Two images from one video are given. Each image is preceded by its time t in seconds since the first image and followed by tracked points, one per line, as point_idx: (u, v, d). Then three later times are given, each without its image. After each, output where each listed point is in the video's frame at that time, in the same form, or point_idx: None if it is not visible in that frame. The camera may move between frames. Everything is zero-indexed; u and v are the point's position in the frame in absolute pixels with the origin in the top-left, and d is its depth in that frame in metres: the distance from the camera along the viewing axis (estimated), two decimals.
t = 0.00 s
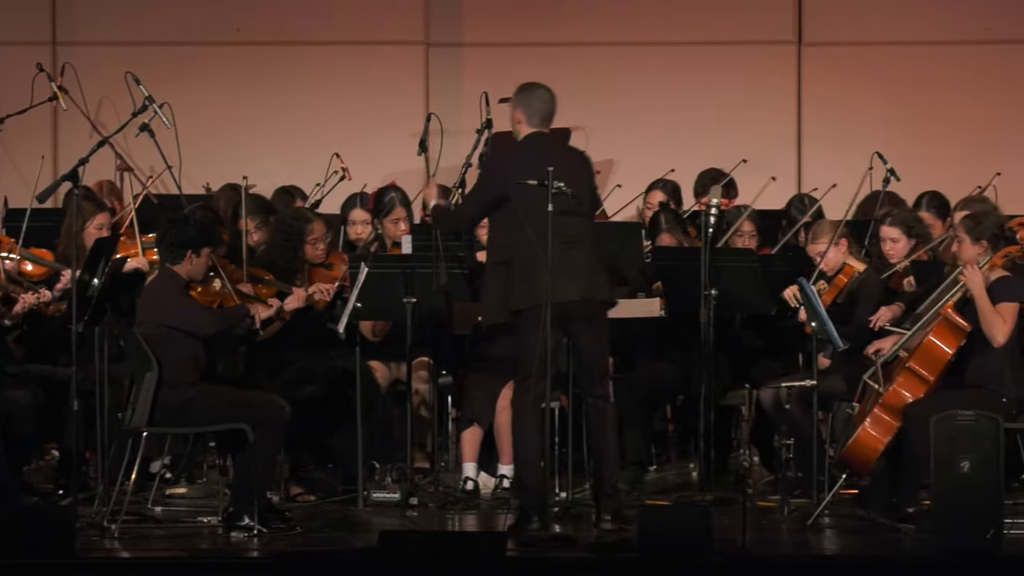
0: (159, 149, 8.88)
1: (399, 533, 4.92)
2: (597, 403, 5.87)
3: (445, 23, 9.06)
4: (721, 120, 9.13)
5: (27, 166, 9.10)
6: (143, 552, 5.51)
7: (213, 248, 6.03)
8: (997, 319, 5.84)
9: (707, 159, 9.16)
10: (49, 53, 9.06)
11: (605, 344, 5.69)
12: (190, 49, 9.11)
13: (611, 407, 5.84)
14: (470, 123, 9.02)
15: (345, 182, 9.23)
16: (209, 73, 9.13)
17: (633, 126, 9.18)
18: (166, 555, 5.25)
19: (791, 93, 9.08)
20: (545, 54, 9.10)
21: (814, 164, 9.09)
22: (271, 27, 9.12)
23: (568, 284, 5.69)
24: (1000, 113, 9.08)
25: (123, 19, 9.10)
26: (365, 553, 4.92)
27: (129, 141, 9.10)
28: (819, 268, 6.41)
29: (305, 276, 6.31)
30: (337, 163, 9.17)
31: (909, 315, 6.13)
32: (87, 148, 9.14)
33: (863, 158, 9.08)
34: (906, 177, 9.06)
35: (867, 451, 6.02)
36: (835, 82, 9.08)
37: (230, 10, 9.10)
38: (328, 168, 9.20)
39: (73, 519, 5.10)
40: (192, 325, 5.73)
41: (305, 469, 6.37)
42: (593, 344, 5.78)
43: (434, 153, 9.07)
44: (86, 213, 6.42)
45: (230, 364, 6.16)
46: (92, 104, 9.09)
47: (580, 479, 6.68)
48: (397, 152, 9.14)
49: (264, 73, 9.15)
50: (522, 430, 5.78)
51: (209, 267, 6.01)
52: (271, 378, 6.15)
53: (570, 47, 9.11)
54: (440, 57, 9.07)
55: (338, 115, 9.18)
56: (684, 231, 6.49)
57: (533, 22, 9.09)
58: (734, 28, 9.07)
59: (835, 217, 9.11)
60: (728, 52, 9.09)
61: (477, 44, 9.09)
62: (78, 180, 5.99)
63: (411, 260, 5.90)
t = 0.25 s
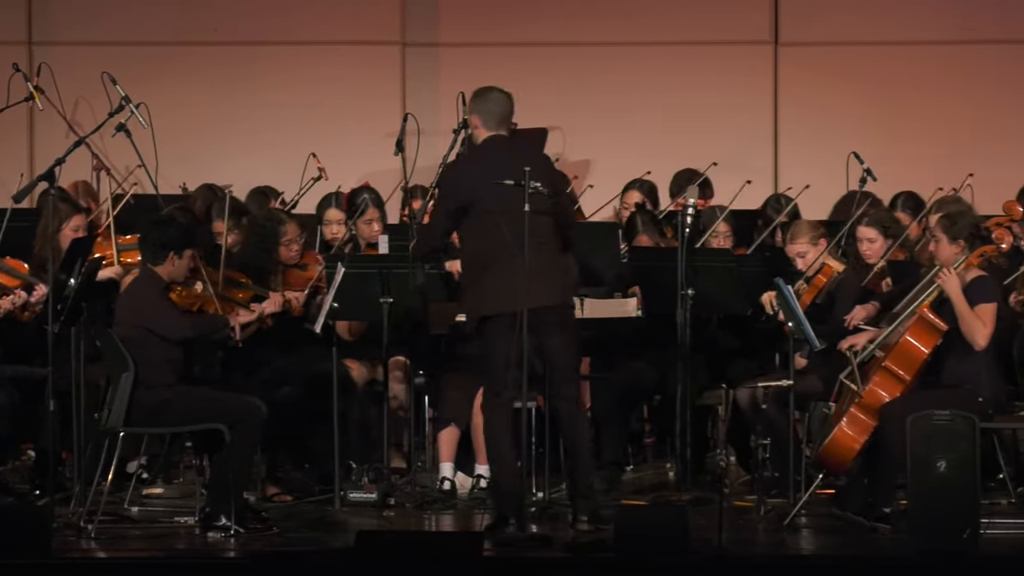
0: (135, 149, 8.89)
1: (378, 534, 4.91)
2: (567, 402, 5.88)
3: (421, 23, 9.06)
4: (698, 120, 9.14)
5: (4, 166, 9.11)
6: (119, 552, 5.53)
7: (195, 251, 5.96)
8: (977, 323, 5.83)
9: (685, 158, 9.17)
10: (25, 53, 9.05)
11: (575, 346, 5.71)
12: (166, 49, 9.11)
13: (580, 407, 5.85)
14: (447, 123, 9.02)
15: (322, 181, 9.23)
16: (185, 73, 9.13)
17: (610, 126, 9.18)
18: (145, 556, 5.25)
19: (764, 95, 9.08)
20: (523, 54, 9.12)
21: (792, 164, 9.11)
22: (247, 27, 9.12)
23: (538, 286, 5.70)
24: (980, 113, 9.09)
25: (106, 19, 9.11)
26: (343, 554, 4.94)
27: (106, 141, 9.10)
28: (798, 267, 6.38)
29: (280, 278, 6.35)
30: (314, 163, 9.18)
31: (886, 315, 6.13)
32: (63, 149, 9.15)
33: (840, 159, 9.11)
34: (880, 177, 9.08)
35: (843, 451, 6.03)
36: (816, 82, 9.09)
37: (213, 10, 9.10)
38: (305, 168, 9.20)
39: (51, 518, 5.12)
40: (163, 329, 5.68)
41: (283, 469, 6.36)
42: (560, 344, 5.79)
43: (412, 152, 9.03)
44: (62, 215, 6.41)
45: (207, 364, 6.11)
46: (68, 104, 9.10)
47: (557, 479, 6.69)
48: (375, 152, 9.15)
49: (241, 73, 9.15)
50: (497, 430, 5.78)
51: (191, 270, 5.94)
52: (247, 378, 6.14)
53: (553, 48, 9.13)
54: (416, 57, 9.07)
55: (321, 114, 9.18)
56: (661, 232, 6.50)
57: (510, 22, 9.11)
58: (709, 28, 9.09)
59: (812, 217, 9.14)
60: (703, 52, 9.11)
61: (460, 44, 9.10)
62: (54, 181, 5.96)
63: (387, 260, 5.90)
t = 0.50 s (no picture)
0: (119, 149, 8.90)
1: (362, 534, 4.90)
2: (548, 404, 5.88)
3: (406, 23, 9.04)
4: (681, 121, 9.16)
5: None
6: (102, 551, 5.54)
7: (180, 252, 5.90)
8: (962, 324, 5.85)
9: (669, 158, 9.18)
10: (9, 53, 9.06)
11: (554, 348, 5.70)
12: (149, 49, 9.11)
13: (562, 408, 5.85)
14: (432, 123, 9.01)
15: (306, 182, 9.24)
16: (169, 73, 9.13)
17: (594, 126, 9.19)
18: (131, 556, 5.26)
19: (751, 94, 9.09)
20: (512, 54, 9.12)
21: (775, 165, 9.13)
22: (230, 27, 9.11)
23: (516, 288, 5.69)
24: (967, 113, 9.10)
25: (95, 19, 9.14)
26: (327, 554, 4.97)
27: (89, 141, 9.14)
28: (783, 265, 6.35)
29: (264, 275, 6.31)
30: (297, 164, 9.18)
31: (871, 314, 6.12)
32: (47, 149, 9.17)
33: (823, 161, 9.13)
34: (865, 177, 9.10)
35: (827, 450, 6.03)
36: (803, 82, 9.09)
37: (200, 10, 9.09)
38: (288, 169, 9.20)
39: (34, 519, 5.13)
40: (140, 332, 5.63)
41: (267, 470, 6.36)
42: (540, 345, 5.79)
43: (395, 152, 9.03)
44: (48, 213, 6.41)
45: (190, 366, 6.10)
46: (52, 104, 9.12)
47: (541, 479, 6.69)
48: (358, 152, 9.15)
49: (225, 73, 9.15)
50: (481, 430, 5.78)
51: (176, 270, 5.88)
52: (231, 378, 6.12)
53: (540, 48, 9.12)
54: (401, 57, 9.07)
55: (309, 114, 9.17)
56: (646, 230, 6.49)
57: (493, 22, 9.10)
58: (692, 29, 9.09)
59: (796, 217, 9.17)
60: (687, 53, 9.11)
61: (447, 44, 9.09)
62: (37, 181, 5.95)
63: (372, 260, 5.92)
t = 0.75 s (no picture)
0: (102, 149, 8.89)
1: (343, 533, 4.91)
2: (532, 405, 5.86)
3: (389, 23, 9.08)
4: (664, 120, 9.16)
5: None
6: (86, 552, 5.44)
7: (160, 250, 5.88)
8: (947, 325, 5.83)
9: (653, 158, 9.18)
10: None
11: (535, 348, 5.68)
12: (131, 49, 9.10)
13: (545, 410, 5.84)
14: (414, 123, 9.07)
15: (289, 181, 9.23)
16: (151, 73, 9.13)
17: (576, 125, 9.19)
18: (114, 556, 5.25)
19: (735, 94, 9.11)
20: (489, 54, 9.11)
21: (757, 165, 9.13)
22: (211, 27, 9.10)
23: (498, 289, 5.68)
24: (954, 113, 9.11)
25: (76, 19, 9.12)
26: (310, 553, 4.98)
27: (72, 141, 9.11)
28: (767, 264, 6.29)
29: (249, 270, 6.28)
30: (280, 164, 9.17)
31: (854, 315, 6.11)
32: (29, 149, 9.15)
33: (806, 160, 9.12)
34: (847, 178, 9.09)
35: (810, 450, 6.04)
36: (790, 82, 9.09)
37: (186, 10, 9.10)
38: (271, 168, 9.19)
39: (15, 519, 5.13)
40: (117, 336, 5.61)
41: (249, 470, 6.35)
42: (522, 347, 5.77)
43: (378, 153, 9.06)
44: (32, 210, 6.40)
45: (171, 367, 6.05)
46: (34, 104, 9.10)
47: (524, 479, 6.68)
48: (341, 152, 9.15)
49: (207, 73, 9.15)
50: (465, 430, 5.77)
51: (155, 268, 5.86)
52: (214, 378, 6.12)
53: (527, 47, 9.12)
54: (383, 57, 9.10)
55: (296, 114, 9.17)
56: (633, 228, 6.41)
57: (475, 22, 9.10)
58: (674, 29, 9.10)
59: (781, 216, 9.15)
60: (669, 52, 9.12)
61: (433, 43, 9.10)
62: (19, 180, 5.93)
63: (354, 260, 5.91)
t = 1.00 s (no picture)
0: (86, 149, 8.90)
1: (326, 533, 4.93)
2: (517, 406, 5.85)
3: (372, 23, 9.08)
4: (648, 120, 9.17)
5: None
6: (70, 552, 5.44)
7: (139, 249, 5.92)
8: (930, 324, 5.82)
9: (638, 158, 9.19)
10: None
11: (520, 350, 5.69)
12: (115, 49, 9.12)
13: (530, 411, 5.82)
14: (397, 123, 9.04)
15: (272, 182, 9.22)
16: (135, 73, 9.14)
17: (560, 126, 9.21)
18: (97, 556, 5.26)
19: (718, 95, 9.12)
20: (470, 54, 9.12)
21: (740, 166, 9.15)
22: (195, 26, 9.12)
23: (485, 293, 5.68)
24: (940, 114, 9.12)
25: (59, 19, 9.13)
26: (294, 554, 5.00)
27: (56, 141, 9.13)
28: (754, 262, 6.31)
29: (235, 268, 6.23)
30: (264, 164, 9.15)
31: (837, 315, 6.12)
32: (13, 149, 9.16)
33: (790, 162, 9.13)
34: (831, 178, 9.10)
35: (793, 450, 6.04)
36: (777, 83, 9.10)
37: (175, 10, 9.11)
38: (255, 169, 9.17)
39: None
40: (97, 336, 5.61)
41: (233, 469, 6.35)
42: (508, 348, 5.76)
43: (361, 153, 9.08)
44: (16, 211, 6.40)
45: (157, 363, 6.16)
46: (18, 104, 9.11)
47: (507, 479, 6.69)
48: (325, 152, 9.16)
49: (191, 73, 9.16)
50: (450, 430, 5.78)
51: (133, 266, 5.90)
52: (198, 378, 6.13)
53: (515, 47, 9.13)
54: (367, 57, 9.09)
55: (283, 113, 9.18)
56: (617, 227, 6.39)
57: (459, 21, 9.11)
58: (657, 29, 9.11)
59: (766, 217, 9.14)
60: (653, 52, 9.13)
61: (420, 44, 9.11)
62: None
63: (338, 260, 5.95)
